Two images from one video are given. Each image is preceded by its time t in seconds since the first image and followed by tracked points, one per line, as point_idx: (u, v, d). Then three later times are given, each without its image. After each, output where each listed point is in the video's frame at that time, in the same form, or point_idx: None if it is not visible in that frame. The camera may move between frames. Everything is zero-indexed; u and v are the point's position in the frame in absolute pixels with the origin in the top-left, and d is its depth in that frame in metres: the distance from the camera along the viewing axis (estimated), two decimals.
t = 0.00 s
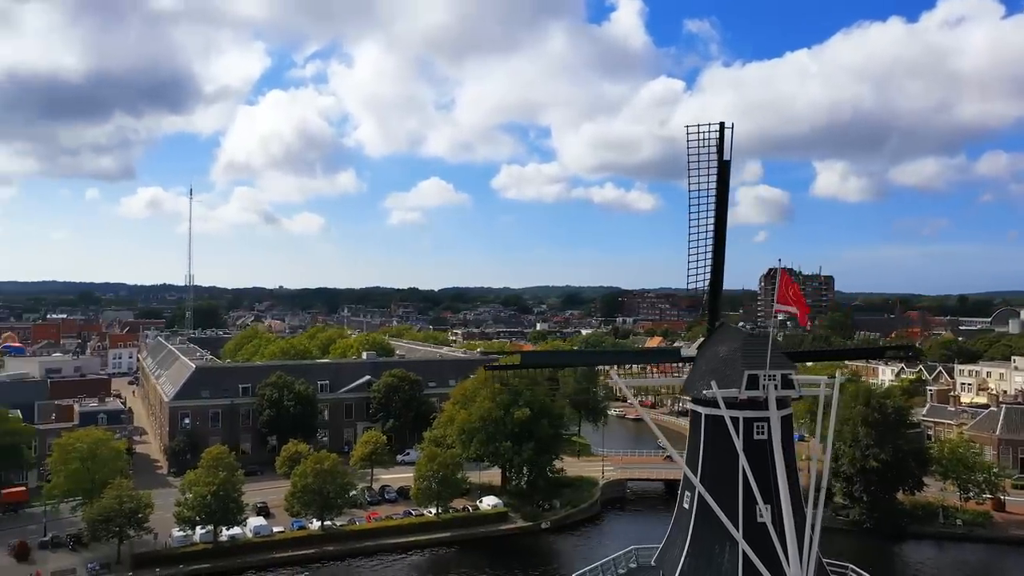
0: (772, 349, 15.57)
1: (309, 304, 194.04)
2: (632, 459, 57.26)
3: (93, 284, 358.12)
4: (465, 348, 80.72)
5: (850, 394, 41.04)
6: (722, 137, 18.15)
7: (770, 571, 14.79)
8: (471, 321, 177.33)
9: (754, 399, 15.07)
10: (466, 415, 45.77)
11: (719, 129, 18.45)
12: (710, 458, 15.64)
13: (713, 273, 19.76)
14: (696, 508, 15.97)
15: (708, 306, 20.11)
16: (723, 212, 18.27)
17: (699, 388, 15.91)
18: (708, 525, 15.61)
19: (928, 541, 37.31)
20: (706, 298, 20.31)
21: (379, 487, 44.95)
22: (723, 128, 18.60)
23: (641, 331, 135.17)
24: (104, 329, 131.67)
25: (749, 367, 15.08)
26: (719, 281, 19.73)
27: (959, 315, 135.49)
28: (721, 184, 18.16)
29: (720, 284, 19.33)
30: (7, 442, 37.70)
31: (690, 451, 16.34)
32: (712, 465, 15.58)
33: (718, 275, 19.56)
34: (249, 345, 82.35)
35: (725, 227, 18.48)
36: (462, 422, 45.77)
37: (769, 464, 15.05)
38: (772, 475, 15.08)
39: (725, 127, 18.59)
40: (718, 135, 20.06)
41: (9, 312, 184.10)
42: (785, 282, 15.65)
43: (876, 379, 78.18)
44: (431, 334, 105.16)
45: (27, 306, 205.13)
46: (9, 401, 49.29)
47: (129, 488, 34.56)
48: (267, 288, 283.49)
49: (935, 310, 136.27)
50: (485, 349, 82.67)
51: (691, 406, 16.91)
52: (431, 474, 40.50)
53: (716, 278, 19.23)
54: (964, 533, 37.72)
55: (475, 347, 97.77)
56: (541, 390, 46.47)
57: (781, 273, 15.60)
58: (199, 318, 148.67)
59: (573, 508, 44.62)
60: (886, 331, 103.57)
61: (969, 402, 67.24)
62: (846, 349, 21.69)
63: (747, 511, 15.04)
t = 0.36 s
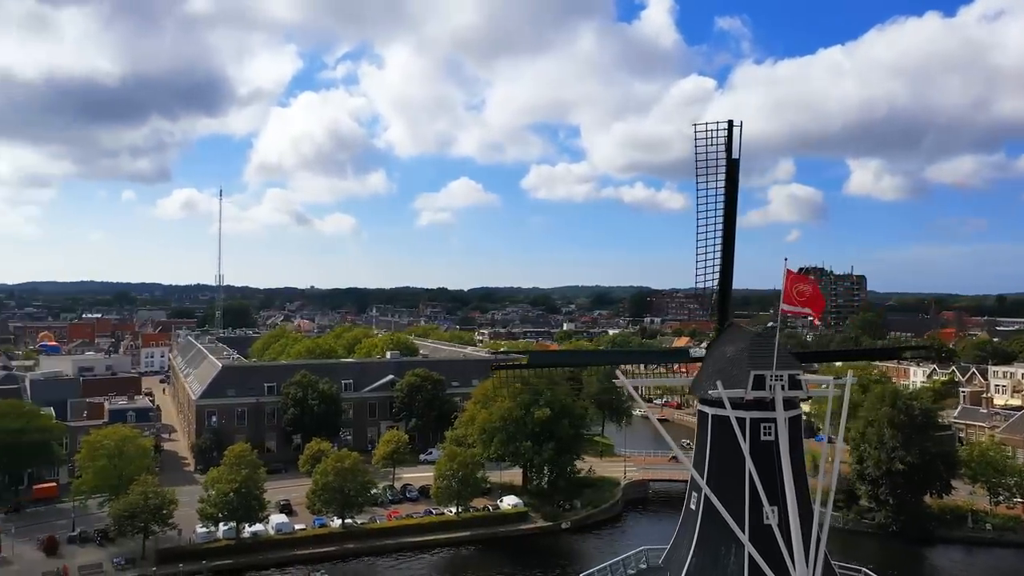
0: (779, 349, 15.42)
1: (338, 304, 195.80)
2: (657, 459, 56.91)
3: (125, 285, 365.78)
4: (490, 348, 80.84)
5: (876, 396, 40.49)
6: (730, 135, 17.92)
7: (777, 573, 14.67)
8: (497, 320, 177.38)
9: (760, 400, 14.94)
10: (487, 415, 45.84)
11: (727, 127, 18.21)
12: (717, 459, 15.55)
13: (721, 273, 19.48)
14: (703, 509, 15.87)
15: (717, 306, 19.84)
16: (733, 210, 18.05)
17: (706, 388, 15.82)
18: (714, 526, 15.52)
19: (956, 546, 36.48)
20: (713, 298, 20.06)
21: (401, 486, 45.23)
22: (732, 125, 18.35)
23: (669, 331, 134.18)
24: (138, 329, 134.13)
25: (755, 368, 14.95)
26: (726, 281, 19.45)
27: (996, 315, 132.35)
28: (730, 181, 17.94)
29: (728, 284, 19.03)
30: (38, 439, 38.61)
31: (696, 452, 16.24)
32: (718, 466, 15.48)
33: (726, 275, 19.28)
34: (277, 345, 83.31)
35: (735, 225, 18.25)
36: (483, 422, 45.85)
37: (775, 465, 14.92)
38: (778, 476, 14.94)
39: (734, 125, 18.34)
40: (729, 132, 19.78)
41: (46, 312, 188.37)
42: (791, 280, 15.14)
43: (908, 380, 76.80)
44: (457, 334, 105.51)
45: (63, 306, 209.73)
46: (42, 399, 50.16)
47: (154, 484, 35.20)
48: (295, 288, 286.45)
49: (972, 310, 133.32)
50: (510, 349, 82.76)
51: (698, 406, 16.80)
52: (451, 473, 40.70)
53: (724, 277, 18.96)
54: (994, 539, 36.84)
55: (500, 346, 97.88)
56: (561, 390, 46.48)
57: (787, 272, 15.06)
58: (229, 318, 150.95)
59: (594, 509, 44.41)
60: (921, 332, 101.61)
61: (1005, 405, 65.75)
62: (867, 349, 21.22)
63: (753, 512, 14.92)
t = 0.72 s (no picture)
0: (787, 350, 15.29)
1: (371, 304, 198.41)
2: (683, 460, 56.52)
3: (159, 285, 372.86)
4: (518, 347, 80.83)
5: (905, 397, 39.81)
6: (740, 133, 17.72)
7: None
8: (527, 320, 177.10)
9: (768, 401, 14.85)
10: (510, 414, 45.87)
11: (737, 124, 18.05)
12: (724, 460, 15.48)
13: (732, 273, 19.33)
14: (710, 510, 15.79)
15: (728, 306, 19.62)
16: (743, 209, 17.92)
17: (713, 389, 15.77)
18: (721, 528, 15.44)
19: (989, 551, 35.59)
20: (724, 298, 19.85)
21: (424, 485, 45.51)
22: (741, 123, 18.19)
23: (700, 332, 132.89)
24: (174, 328, 136.41)
25: (762, 368, 14.86)
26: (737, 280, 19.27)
27: None
28: (740, 180, 17.81)
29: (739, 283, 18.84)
30: (71, 434, 39.44)
31: (704, 453, 16.17)
32: (725, 467, 15.41)
33: (737, 275, 19.10)
34: (307, 344, 84.27)
35: (745, 225, 18.10)
36: (506, 421, 45.88)
37: (782, 467, 14.78)
38: (784, 478, 14.81)
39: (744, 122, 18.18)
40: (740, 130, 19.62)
41: (85, 312, 192.81)
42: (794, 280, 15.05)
43: (946, 382, 75.09)
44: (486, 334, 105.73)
45: (101, 306, 214.33)
46: (79, 397, 52.01)
47: (181, 480, 35.92)
48: (326, 289, 289.02)
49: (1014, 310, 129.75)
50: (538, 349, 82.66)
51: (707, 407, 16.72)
52: (473, 473, 40.90)
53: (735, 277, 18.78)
54: None
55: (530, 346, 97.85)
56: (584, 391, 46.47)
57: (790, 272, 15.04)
58: (262, 318, 153.29)
59: (617, 509, 44.12)
60: (961, 333, 99.14)
61: None
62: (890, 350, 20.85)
63: (760, 513, 14.82)
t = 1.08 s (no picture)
0: (796, 351, 15.16)
1: (405, 304, 200.15)
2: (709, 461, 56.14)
3: (191, 285, 379.95)
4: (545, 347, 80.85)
5: (936, 398, 39.10)
6: (750, 131, 17.52)
7: None
8: (557, 320, 176.61)
9: (775, 401, 14.76)
10: (533, 413, 45.90)
11: (747, 121, 17.91)
12: (731, 461, 15.40)
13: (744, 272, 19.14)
14: (717, 513, 15.72)
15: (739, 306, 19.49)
16: (753, 207, 17.79)
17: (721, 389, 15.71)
18: (728, 529, 15.37)
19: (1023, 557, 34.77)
20: (735, 299, 19.73)
21: (448, 484, 45.78)
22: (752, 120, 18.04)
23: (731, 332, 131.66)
24: (210, 326, 138.46)
25: (769, 368, 14.80)
26: (748, 280, 19.11)
27: None
28: (750, 178, 17.68)
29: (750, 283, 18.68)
30: (102, 431, 40.35)
31: (711, 454, 16.09)
32: (732, 468, 15.34)
33: (748, 274, 18.91)
34: (337, 343, 85.23)
35: (756, 224, 17.97)
36: (529, 421, 45.92)
37: (789, 468, 14.67)
38: (791, 480, 14.67)
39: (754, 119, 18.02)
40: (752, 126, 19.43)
41: (122, 310, 196.86)
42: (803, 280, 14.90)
43: (984, 383, 73.42)
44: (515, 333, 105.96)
45: (137, 306, 218.61)
46: (114, 394, 54.14)
47: (207, 476, 36.56)
48: (356, 288, 291.28)
49: None
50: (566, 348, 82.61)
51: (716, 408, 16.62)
52: (496, 472, 41.02)
53: (746, 276, 18.64)
54: None
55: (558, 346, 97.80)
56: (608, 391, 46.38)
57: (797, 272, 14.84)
58: (294, 318, 155.44)
59: (642, 510, 43.88)
60: (1002, 334, 96.62)
61: None
62: (906, 348, 20.55)
63: (767, 515, 14.72)
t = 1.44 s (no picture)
0: (802, 350, 15.16)
1: (436, 304, 201.14)
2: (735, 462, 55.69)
3: (223, 285, 386.47)
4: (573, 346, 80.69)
5: (968, 400, 38.27)
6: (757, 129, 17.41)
7: None
8: (589, 320, 175.86)
9: (782, 401, 14.72)
10: (556, 413, 45.97)
11: (755, 118, 17.83)
12: (738, 462, 15.36)
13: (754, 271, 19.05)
14: (724, 513, 15.68)
15: (749, 305, 19.39)
16: (763, 204, 17.70)
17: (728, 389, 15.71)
18: (734, 530, 15.34)
19: None
20: (745, 298, 19.65)
21: (472, 483, 46.02)
22: (760, 117, 17.96)
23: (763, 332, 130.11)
24: (244, 325, 140.67)
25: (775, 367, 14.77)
26: (759, 279, 19.01)
27: None
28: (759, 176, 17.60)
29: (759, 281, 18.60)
30: (134, 428, 41.20)
31: (718, 455, 16.05)
32: (738, 469, 15.31)
33: (758, 272, 18.80)
34: (366, 342, 86.03)
35: (765, 222, 17.87)
36: (552, 420, 45.99)
37: (796, 470, 14.60)
38: (798, 482, 14.59)
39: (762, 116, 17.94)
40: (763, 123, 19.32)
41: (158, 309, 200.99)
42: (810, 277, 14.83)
43: None
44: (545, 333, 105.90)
45: (175, 306, 223.31)
46: (148, 392, 55.27)
47: (233, 473, 37.20)
48: (388, 288, 292.71)
49: None
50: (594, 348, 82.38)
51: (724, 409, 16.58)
52: (518, 471, 41.13)
53: (755, 274, 18.56)
54: None
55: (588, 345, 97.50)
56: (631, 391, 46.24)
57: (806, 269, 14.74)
58: (326, 317, 157.36)
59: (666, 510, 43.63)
60: None
61: None
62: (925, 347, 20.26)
63: (773, 517, 14.66)
